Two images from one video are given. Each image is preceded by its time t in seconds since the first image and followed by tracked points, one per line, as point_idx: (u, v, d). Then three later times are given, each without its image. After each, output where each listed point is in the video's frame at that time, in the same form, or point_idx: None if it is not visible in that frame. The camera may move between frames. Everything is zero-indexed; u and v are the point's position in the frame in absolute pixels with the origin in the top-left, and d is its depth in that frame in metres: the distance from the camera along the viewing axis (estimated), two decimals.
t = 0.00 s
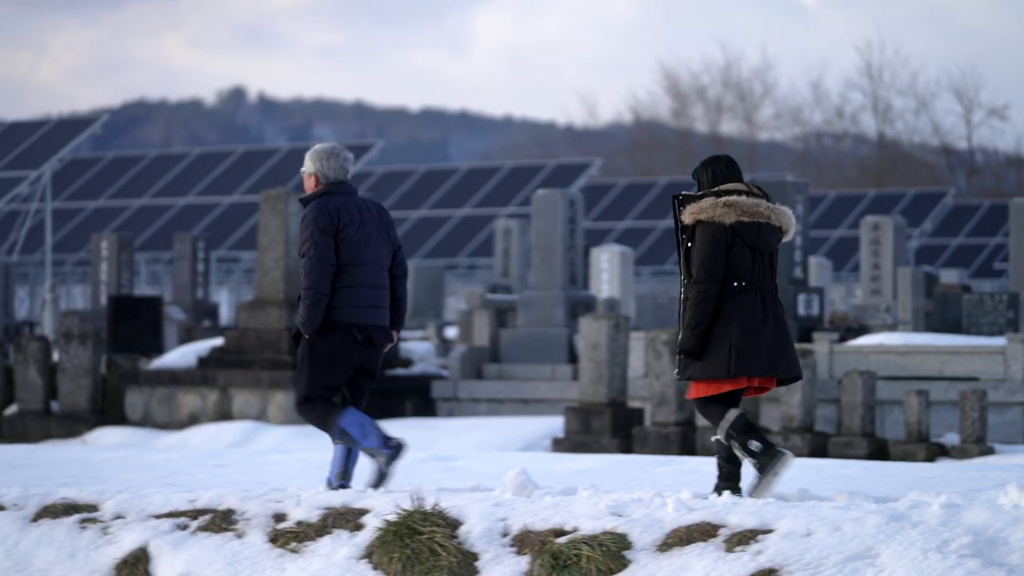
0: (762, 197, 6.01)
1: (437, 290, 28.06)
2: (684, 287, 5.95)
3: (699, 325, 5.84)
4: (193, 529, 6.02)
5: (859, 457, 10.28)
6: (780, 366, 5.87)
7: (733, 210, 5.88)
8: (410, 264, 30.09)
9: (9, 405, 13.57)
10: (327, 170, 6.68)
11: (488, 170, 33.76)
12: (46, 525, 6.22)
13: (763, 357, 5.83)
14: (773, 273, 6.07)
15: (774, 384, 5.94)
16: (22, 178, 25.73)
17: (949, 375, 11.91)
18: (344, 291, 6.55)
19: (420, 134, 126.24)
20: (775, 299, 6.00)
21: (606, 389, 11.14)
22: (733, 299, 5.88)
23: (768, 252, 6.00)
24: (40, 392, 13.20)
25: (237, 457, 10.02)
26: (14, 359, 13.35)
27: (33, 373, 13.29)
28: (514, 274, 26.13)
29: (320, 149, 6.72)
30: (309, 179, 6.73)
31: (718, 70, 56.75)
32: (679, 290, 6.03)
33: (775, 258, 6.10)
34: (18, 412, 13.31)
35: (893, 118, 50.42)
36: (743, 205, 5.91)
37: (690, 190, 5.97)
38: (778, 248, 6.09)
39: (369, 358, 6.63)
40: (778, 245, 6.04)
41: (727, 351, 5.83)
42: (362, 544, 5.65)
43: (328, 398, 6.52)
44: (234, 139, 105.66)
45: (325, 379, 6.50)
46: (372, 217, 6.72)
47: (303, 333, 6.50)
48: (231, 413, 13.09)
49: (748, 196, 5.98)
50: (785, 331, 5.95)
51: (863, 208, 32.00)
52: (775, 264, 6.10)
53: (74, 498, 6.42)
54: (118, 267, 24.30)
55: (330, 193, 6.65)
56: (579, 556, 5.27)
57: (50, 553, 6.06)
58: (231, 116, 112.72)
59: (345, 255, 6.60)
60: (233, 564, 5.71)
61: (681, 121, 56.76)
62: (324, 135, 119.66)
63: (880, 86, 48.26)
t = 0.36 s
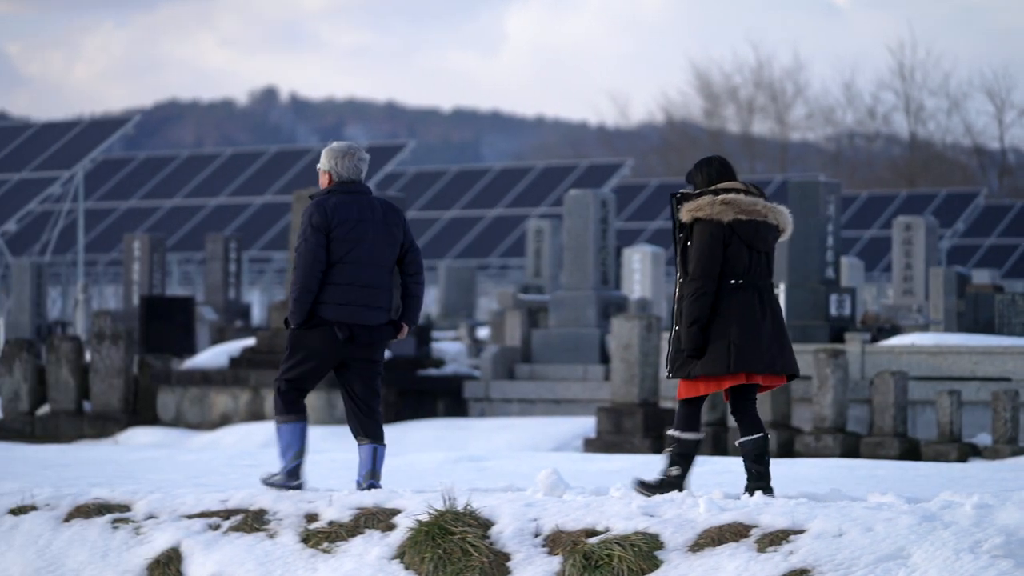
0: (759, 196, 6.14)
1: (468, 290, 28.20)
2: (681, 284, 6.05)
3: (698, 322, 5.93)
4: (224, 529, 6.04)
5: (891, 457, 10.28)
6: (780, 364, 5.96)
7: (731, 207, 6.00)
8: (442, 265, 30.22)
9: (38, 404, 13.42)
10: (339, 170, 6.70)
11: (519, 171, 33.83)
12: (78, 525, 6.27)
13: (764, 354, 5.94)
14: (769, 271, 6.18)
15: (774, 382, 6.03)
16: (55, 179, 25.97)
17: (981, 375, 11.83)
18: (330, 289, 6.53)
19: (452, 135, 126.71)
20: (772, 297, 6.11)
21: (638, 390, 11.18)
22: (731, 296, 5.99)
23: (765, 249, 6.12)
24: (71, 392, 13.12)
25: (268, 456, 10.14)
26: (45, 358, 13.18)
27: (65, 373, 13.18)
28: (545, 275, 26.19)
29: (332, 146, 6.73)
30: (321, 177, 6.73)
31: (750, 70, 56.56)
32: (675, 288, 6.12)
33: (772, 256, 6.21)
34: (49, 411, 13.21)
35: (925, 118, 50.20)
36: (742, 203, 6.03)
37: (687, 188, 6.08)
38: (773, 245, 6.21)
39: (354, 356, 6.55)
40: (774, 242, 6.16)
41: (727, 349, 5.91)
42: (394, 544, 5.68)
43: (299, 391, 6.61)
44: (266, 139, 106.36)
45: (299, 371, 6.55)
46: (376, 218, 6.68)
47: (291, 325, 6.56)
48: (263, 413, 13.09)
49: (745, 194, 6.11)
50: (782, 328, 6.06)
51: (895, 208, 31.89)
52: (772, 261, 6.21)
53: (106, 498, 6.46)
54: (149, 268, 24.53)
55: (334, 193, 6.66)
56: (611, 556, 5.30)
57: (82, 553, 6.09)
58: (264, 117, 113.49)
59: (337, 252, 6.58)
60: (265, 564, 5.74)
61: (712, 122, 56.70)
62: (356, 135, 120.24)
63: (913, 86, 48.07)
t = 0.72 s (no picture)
0: (722, 201, 6.39)
1: (490, 289, 28.28)
2: (644, 288, 6.28)
3: (660, 326, 6.17)
4: (246, 528, 6.07)
5: (912, 458, 10.27)
6: (739, 368, 6.21)
7: (695, 213, 6.24)
8: (464, 265, 30.29)
9: (61, 404, 13.49)
10: (318, 176, 6.87)
11: (541, 171, 33.89)
12: (101, 525, 6.30)
13: (724, 358, 6.19)
14: (734, 275, 6.44)
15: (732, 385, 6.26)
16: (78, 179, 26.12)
17: (1003, 375, 11.80)
18: (299, 294, 6.72)
19: (475, 135, 126.83)
20: (733, 301, 6.36)
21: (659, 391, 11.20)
22: (693, 301, 6.24)
23: (729, 253, 6.37)
24: (94, 392, 13.19)
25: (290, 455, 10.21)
26: (68, 358, 13.27)
27: (88, 373, 13.24)
28: (567, 275, 26.22)
29: (312, 150, 6.91)
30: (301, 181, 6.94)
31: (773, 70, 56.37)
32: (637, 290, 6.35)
33: (737, 261, 6.47)
34: (72, 412, 13.28)
35: (949, 118, 49.99)
36: (705, 209, 6.27)
37: (653, 193, 6.32)
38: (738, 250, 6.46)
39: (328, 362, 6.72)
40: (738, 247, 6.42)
41: (687, 353, 6.17)
42: (416, 544, 5.71)
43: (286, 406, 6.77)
44: (289, 140, 106.48)
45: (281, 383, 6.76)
46: (343, 223, 6.79)
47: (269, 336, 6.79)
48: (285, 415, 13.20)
49: (708, 200, 6.35)
50: (742, 333, 6.31)
51: (918, 208, 31.80)
52: (736, 265, 6.47)
53: (129, 498, 6.50)
54: (172, 268, 24.65)
55: (307, 197, 6.85)
56: (633, 556, 5.32)
57: (105, 553, 6.13)
58: (287, 117, 113.78)
59: (303, 260, 6.75)
60: (287, 564, 5.78)
61: (734, 122, 56.61)
62: (378, 136, 120.45)
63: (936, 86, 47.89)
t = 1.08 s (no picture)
0: (710, 198, 6.41)
1: (510, 289, 28.32)
2: (633, 285, 6.34)
3: (647, 321, 6.22)
4: (267, 528, 6.10)
5: (933, 458, 10.26)
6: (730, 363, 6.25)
7: (680, 209, 6.27)
8: (484, 265, 30.33)
9: (82, 404, 13.55)
10: (314, 173, 6.98)
11: (561, 171, 33.92)
12: (121, 525, 6.34)
13: (712, 354, 6.21)
14: (726, 272, 6.46)
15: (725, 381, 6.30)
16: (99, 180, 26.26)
17: None
18: (291, 289, 6.81)
19: (495, 134, 127.03)
20: (723, 297, 6.38)
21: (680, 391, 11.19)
22: (681, 297, 6.28)
23: (718, 250, 6.39)
24: (115, 392, 13.25)
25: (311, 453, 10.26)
26: (89, 359, 13.35)
27: (109, 373, 13.32)
28: (587, 275, 26.24)
29: (312, 148, 7.02)
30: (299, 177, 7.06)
31: (793, 71, 56.26)
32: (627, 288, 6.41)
33: (728, 257, 6.48)
34: (93, 412, 13.36)
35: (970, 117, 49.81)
36: (691, 206, 6.30)
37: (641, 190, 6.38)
38: (728, 247, 6.48)
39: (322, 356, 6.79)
40: (728, 244, 6.44)
41: (676, 348, 6.20)
42: (436, 544, 5.74)
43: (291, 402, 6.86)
44: (309, 140, 106.78)
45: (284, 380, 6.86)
46: (334, 219, 6.86)
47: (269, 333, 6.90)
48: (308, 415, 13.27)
49: (695, 197, 6.38)
50: (733, 330, 6.33)
51: (939, 209, 31.72)
52: (728, 262, 6.49)
53: (149, 498, 6.55)
54: (192, 268, 24.76)
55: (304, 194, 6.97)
56: (653, 556, 5.32)
57: (125, 553, 6.16)
58: (308, 118, 114.19)
59: (293, 255, 6.84)
60: (308, 563, 5.80)
61: (754, 122, 56.55)
62: (398, 136, 120.68)
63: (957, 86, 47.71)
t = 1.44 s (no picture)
0: (724, 209, 6.44)
1: (529, 289, 28.38)
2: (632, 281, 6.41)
3: (636, 316, 6.29)
4: (286, 528, 6.16)
5: (952, 458, 10.27)
6: (710, 372, 6.28)
7: (690, 214, 6.32)
8: (503, 265, 30.38)
9: (101, 405, 13.63)
10: (342, 171, 7.05)
11: (581, 171, 33.96)
12: (141, 525, 6.40)
13: (693, 358, 6.26)
14: (726, 282, 6.50)
15: (702, 388, 6.34)
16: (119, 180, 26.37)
17: None
18: (306, 290, 6.91)
19: (515, 134, 127.18)
20: (720, 306, 6.42)
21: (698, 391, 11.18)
22: (675, 299, 6.33)
23: (722, 261, 6.42)
24: (134, 392, 13.34)
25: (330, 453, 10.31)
26: (108, 359, 13.44)
27: (128, 373, 13.37)
28: (606, 275, 26.25)
29: (342, 143, 7.08)
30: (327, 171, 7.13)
31: (812, 71, 56.17)
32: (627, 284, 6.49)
33: (732, 269, 6.52)
34: (112, 412, 13.41)
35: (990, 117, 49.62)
36: (702, 213, 6.34)
37: (658, 188, 6.43)
38: (734, 259, 6.50)
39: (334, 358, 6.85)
40: (734, 255, 6.46)
41: (659, 348, 6.28)
42: (456, 544, 5.78)
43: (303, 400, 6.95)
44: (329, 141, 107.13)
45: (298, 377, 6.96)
46: (350, 220, 6.91)
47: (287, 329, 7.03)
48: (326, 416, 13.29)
49: (709, 206, 6.41)
50: (721, 339, 6.37)
51: (959, 208, 31.64)
52: (731, 274, 6.52)
53: (168, 498, 6.61)
54: (212, 268, 24.86)
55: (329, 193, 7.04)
56: (672, 555, 5.35)
57: (144, 553, 6.21)
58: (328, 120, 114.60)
59: (309, 256, 6.94)
60: (328, 563, 5.84)
61: (773, 121, 56.50)
62: (417, 136, 121.04)
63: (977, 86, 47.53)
